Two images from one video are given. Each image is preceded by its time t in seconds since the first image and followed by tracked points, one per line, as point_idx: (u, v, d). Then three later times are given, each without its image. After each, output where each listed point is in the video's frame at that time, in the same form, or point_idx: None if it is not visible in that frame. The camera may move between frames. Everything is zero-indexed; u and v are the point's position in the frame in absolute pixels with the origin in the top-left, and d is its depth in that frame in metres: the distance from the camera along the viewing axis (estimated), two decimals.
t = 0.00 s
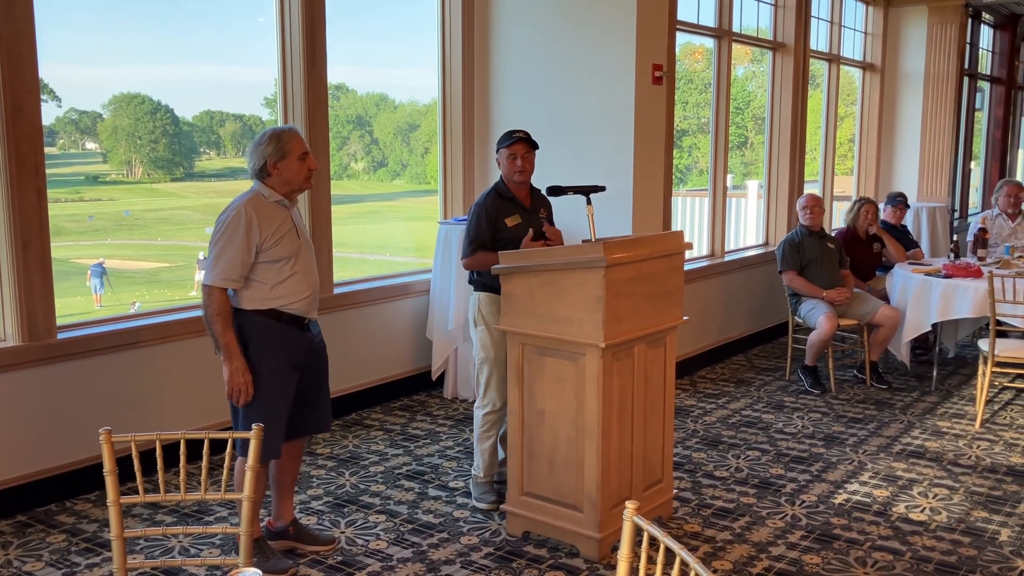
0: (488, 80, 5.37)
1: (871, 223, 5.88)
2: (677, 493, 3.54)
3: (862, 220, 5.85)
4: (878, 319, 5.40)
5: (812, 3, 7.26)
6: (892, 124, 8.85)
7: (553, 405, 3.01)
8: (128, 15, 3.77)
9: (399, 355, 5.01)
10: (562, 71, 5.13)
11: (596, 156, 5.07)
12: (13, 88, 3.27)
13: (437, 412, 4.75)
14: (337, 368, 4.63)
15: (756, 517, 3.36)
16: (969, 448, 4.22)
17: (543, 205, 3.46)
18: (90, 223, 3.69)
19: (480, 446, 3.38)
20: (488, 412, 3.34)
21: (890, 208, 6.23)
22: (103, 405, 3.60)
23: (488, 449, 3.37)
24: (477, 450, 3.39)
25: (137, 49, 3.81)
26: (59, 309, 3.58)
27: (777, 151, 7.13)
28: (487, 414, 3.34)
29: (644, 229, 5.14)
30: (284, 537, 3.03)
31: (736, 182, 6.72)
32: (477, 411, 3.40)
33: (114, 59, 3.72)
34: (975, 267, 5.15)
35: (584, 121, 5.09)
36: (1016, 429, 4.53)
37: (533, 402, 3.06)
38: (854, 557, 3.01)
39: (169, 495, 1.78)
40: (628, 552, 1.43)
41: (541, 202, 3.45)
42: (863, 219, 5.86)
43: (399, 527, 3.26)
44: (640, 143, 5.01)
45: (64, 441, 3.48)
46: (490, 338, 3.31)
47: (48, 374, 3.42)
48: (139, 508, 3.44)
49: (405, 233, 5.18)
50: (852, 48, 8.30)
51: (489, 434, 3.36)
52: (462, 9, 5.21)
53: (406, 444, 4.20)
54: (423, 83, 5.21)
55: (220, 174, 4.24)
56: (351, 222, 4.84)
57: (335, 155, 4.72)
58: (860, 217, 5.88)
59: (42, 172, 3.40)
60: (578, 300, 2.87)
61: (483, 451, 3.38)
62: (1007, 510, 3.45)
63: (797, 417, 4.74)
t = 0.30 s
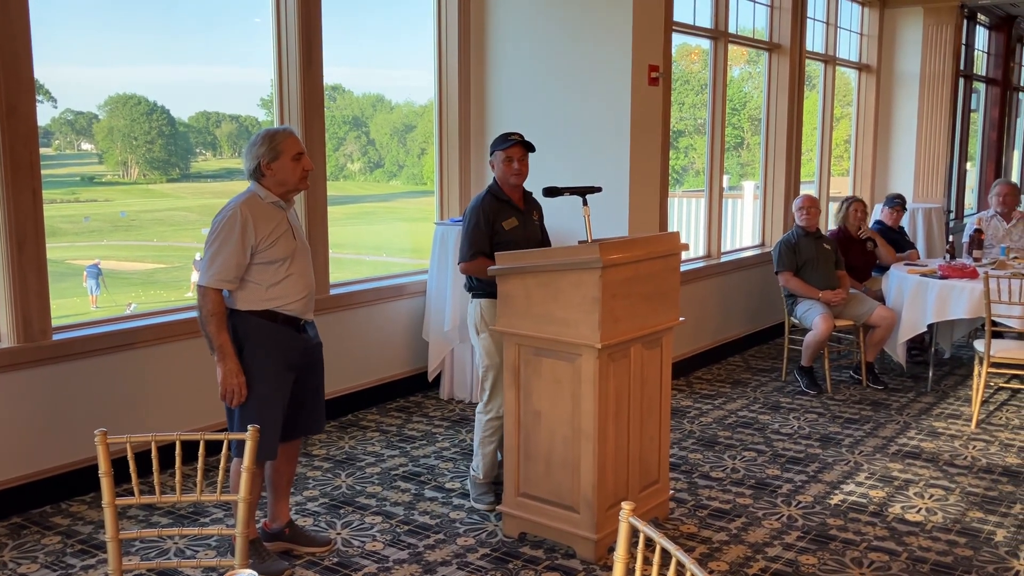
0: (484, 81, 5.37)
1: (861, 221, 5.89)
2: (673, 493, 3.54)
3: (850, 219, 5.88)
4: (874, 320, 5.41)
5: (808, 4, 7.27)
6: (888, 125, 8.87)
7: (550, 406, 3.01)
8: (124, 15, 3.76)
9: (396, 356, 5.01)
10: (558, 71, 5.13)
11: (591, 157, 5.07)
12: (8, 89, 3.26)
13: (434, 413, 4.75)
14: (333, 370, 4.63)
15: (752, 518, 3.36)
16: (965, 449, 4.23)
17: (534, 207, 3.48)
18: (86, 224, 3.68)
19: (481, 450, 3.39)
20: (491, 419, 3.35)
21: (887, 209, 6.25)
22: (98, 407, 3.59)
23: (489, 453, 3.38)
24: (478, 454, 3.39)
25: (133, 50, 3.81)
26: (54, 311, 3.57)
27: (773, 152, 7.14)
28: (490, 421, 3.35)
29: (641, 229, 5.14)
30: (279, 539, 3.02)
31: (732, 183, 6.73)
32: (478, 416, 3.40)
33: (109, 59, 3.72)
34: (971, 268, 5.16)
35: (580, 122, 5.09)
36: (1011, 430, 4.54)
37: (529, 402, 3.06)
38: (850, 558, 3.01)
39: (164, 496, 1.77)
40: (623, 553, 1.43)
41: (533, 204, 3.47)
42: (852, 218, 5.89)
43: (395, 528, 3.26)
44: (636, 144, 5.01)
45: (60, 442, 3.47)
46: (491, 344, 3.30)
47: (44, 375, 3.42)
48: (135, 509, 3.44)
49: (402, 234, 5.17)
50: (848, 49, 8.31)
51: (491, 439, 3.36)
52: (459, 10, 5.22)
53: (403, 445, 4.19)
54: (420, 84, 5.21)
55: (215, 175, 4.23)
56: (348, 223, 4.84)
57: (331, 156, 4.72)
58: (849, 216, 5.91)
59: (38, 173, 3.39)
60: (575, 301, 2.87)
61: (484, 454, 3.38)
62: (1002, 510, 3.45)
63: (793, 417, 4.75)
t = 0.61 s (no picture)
0: (481, 83, 5.38)
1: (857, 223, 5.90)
2: (670, 495, 3.54)
3: (848, 221, 5.87)
4: (870, 321, 5.42)
5: (804, 6, 7.28)
6: (884, 127, 8.89)
7: (547, 408, 3.01)
8: (121, 16, 3.76)
9: (392, 358, 5.00)
10: (555, 73, 5.14)
11: (588, 159, 5.08)
12: (5, 90, 3.26)
13: (430, 414, 4.75)
14: (330, 371, 4.63)
15: (749, 519, 3.36)
16: (961, 450, 4.23)
17: (526, 208, 3.49)
18: (82, 225, 3.68)
19: (473, 450, 3.39)
20: (481, 417, 3.34)
21: (883, 210, 6.26)
22: (95, 408, 3.59)
23: (481, 452, 3.38)
24: (471, 454, 3.40)
25: (130, 51, 3.81)
26: (51, 312, 3.57)
27: (769, 154, 7.15)
28: (480, 419, 3.34)
29: (637, 231, 5.15)
30: (277, 540, 3.02)
31: (729, 185, 6.74)
32: (469, 415, 3.40)
33: (106, 60, 3.72)
34: (966, 270, 5.16)
35: (576, 123, 5.09)
36: (1007, 431, 4.55)
37: (526, 404, 3.06)
38: (846, 559, 3.02)
39: (162, 497, 1.77)
40: (621, 555, 1.43)
41: (525, 204, 3.48)
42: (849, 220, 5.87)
43: (392, 529, 3.26)
44: (633, 146, 5.02)
45: (56, 444, 3.47)
46: (487, 347, 3.30)
47: (41, 377, 3.41)
48: (132, 511, 3.43)
49: (398, 235, 5.17)
50: (844, 51, 8.33)
51: (481, 438, 3.36)
52: (456, 12, 5.22)
53: (399, 447, 4.19)
54: (417, 85, 5.21)
55: (212, 176, 4.22)
56: (345, 224, 4.84)
57: (328, 158, 4.72)
58: (846, 219, 5.90)
59: (34, 174, 3.39)
60: (571, 302, 2.87)
61: (476, 454, 3.39)
62: (998, 512, 3.46)
63: (790, 418, 4.76)
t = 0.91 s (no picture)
0: (478, 84, 5.38)
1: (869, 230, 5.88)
2: (667, 496, 3.55)
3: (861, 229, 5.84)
4: (866, 323, 5.43)
5: (801, 8, 7.30)
6: (881, 129, 8.91)
7: (544, 409, 3.01)
8: (118, 17, 3.76)
9: (389, 359, 5.00)
10: (552, 75, 5.14)
11: (585, 161, 5.08)
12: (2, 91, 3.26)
13: (428, 416, 4.75)
14: (327, 372, 4.62)
15: (746, 520, 3.37)
16: (957, 451, 4.24)
17: (521, 207, 3.50)
18: (78, 227, 3.67)
19: (469, 449, 3.38)
20: (477, 416, 3.34)
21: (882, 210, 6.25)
22: (91, 410, 3.58)
23: (478, 451, 3.38)
24: (467, 454, 3.39)
25: (127, 53, 3.80)
26: (47, 313, 3.56)
27: (766, 156, 7.17)
28: (476, 418, 3.34)
29: (634, 232, 5.16)
30: (274, 542, 3.02)
31: (725, 186, 6.75)
32: (465, 415, 3.40)
33: (103, 61, 3.72)
34: (963, 272, 5.16)
35: (573, 125, 5.10)
36: (1003, 432, 4.56)
37: (523, 405, 3.06)
38: (843, 560, 3.02)
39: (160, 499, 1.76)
40: (618, 556, 1.43)
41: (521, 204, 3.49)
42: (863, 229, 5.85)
43: (390, 531, 3.26)
44: (630, 148, 5.02)
45: (52, 445, 3.46)
46: (484, 348, 3.31)
47: (38, 378, 3.41)
48: (128, 512, 3.43)
49: (395, 237, 5.17)
50: (841, 53, 8.35)
51: (478, 437, 3.36)
52: (453, 13, 5.22)
53: (396, 448, 4.19)
54: (414, 87, 5.21)
55: (209, 177, 4.22)
56: (342, 226, 4.84)
57: (325, 159, 4.72)
58: (859, 226, 5.87)
59: (31, 175, 3.39)
60: (569, 304, 2.88)
61: (473, 453, 3.38)
62: (994, 513, 3.47)
63: (787, 420, 4.76)
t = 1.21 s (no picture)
0: (475, 87, 5.39)
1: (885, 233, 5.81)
2: (664, 498, 3.55)
3: (878, 231, 5.77)
4: (863, 325, 5.44)
5: (798, 11, 7.32)
6: (878, 131, 8.93)
7: (541, 411, 3.01)
8: (115, 18, 3.76)
9: (386, 361, 5.00)
10: (550, 77, 5.15)
11: (582, 164, 5.09)
12: None
13: (425, 418, 4.75)
14: (324, 374, 4.62)
15: (743, 523, 3.37)
16: (953, 453, 4.25)
17: (519, 209, 3.49)
18: (75, 228, 3.67)
19: (465, 449, 3.39)
20: (473, 416, 3.35)
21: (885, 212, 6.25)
22: (87, 412, 3.58)
23: (473, 452, 3.38)
24: (462, 454, 3.39)
25: (125, 55, 3.80)
26: (44, 315, 3.56)
27: (763, 158, 7.18)
28: (471, 418, 3.35)
29: (631, 234, 5.16)
30: (271, 544, 3.01)
31: (722, 189, 6.76)
32: (460, 415, 3.40)
33: (100, 63, 3.71)
34: (960, 275, 5.19)
35: (570, 128, 5.11)
36: (999, 434, 4.57)
37: (520, 407, 3.07)
38: (840, 562, 3.03)
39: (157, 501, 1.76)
40: (616, 558, 1.43)
41: (518, 205, 3.49)
42: (880, 230, 5.77)
43: (387, 533, 3.26)
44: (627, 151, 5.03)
45: (49, 447, 3.45)
46: (479, 349, 3.31)
47: (35, 380, 3.40)
48: (125, 514, 3.42)
49: (392, 239, 5.18)
50: (837, 56, 8.37)
51: (473, 438, 3.36)
52: (451, 16, 5.23)
53: (394, 450, 4.19)
54: (412, 89, 5.22)
55: (206, 179, 4.22)
56: (339, 228, 4.84)
57: (322, 161, 4.72)
58: (875, 227, 5.79)
59: (28, 177, 3.38)
60: (566, 306, 2.88)
61: (468, 454, 3.39)
62: (991, 515, 3.47)
63: (783, 422, 4.77)
